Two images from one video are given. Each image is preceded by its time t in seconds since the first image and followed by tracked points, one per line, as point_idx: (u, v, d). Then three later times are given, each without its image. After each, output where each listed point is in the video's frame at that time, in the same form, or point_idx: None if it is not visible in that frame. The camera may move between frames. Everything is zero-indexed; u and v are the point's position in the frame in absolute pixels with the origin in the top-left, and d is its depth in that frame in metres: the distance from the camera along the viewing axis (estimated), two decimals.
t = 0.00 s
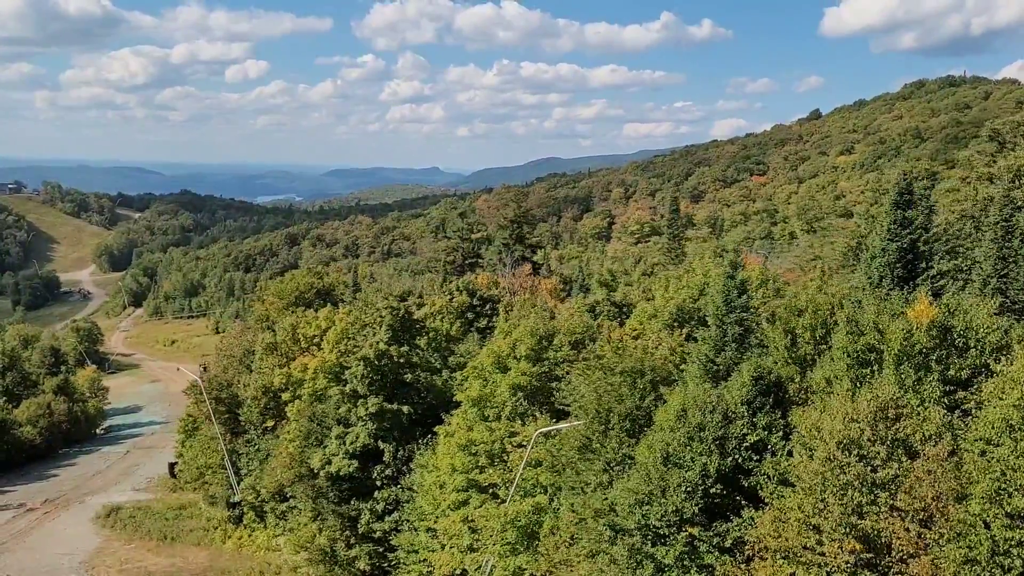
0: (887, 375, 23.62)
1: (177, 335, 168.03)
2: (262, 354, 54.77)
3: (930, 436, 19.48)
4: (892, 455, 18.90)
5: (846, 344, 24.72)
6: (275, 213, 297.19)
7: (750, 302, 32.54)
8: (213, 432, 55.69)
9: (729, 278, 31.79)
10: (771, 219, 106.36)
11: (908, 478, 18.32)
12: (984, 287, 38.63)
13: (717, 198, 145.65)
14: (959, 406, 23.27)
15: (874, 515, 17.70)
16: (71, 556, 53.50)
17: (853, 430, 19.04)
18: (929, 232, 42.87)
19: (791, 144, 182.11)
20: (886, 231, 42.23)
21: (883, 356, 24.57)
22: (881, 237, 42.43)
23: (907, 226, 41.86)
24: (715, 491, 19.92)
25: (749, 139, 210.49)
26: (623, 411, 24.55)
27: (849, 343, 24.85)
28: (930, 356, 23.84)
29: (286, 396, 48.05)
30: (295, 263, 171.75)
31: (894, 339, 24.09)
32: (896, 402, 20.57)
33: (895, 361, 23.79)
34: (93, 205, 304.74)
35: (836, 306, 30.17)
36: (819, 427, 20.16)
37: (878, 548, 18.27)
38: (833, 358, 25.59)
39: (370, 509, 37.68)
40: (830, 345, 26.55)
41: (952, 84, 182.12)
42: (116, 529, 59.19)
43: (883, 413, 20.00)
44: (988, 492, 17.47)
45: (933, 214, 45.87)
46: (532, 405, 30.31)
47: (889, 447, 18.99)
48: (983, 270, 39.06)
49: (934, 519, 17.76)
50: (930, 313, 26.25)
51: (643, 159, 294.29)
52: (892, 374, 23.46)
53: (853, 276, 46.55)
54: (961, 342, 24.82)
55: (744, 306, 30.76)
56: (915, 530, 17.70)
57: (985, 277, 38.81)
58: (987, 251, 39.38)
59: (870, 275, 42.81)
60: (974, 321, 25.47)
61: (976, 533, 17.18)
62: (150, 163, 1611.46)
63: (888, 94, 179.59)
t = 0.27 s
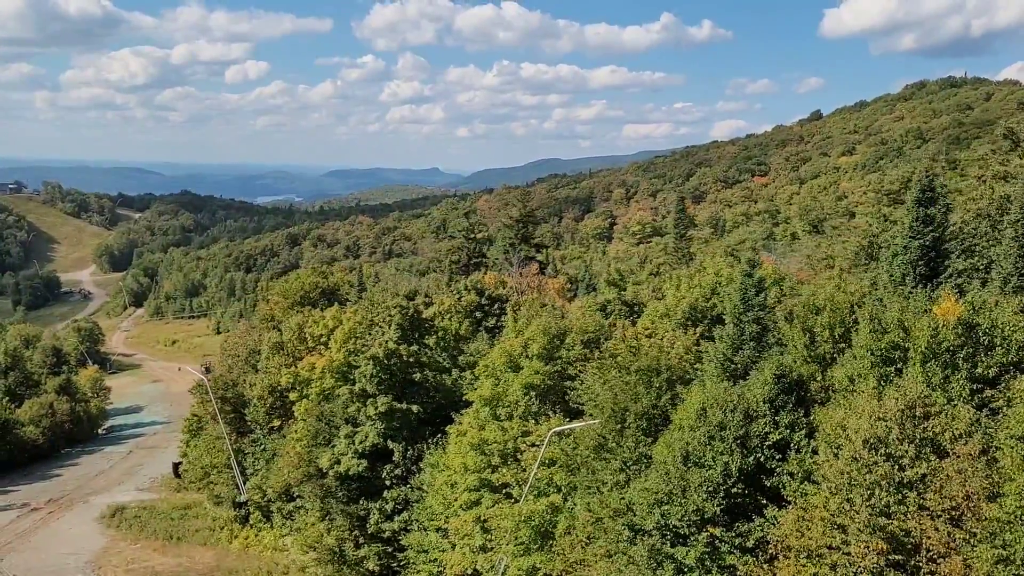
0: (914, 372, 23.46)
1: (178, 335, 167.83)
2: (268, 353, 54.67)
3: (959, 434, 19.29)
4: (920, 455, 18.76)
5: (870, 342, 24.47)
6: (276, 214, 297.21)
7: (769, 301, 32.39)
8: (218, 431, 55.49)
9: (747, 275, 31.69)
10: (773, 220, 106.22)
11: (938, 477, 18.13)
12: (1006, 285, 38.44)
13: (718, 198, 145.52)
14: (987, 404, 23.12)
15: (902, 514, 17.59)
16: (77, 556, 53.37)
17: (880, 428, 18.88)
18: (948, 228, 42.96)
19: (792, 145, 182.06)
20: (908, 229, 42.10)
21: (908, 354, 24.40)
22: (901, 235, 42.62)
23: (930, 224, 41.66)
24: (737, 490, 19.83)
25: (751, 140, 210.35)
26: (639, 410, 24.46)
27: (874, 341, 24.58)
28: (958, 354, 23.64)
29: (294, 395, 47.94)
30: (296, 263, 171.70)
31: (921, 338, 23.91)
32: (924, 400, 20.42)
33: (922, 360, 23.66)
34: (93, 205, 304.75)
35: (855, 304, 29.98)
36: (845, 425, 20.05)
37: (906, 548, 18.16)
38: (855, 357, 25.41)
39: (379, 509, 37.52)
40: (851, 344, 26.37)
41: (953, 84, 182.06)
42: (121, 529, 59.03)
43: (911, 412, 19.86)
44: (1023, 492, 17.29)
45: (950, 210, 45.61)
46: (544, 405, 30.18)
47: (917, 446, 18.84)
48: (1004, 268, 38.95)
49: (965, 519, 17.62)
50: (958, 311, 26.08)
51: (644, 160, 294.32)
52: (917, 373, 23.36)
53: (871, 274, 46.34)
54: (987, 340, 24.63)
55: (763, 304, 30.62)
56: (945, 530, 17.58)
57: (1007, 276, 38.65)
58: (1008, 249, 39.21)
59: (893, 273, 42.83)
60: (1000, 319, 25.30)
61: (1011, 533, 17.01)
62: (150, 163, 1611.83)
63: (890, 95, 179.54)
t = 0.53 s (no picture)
0: (942, 370, 23.27)
1: (181, 335, 167.89)
2: (276, 353, 54.60)
3: (993, 434, 19.01)
4: (955, 454, 18.50)
5: (897, 339, 24.19)
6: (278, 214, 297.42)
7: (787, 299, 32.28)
8: (226, 431, 55.29)
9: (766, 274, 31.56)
10: (776, 221, 106.10)
11: (971, 476, 17.88)
12: None
13: (721, 199, 145.23)
14: (1017, 403, 22.91)
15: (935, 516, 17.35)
16: (85, 556, 53.32)
17: (911, 427, 18.57)
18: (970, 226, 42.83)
19: (795, 146, 181.81)
20: (933, 226, 42.22)
21: (937, 352, 24.15)
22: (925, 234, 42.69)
23: (955, 221, 41.86)
24: (761, 490, 19.71)
25: (753, 141, 209.95)
26: (658, 408, 24.34)
27: (900, 339, 24.32)
28: (988, 353, 23.43)
29: (303, 394, 47.86)
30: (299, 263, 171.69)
31: (951, 337, 23.67)
32: (956, 398, 20.15)
33: (952, 357, 23.42)
34: (95, 205, 305.21)
35: (878, 303, 29.79)
36: (873, 424, 19.81)
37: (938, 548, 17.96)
38: (880, 355, 25.20)
39: (390, 509, 37.36)
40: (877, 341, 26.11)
41: (956, 85, 181.70)
42: (128, 529, 58.98)
43: (942, 410, 19.62)
44: None
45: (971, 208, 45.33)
46: (559, 404, 30.03)
47: (952, 446, 18.55)
48: None
49: (1000, 519, 17.41)
50: (989, 311, 25.86)
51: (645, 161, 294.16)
52: (946, 370, 23.15)
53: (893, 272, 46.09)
54: (1015, 339, 24.40)
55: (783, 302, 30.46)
56: (982, 531, 17.32)
57: None
58: None
59: (917, 271, 42.48)
60: None
61: None
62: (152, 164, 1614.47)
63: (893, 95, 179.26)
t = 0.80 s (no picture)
0: (969, 367, 23.35)
1: (183, 335, 167.83)
2: (283, 352, 54.49)
3: None
4: (986, 453, 18.30)
5: (924, 335, 24.17)
6: (278, 215, 297.37)
7: (807, 296, 32.28)
8: (232, 431, 55.19)
9: (785, 271, 31.51)
10: (777, 221, 105.90)
11: (1003, 475, 17.70)
12: None
13: (723, 199, 144.98)
14: None
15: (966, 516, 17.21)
16: (92, 556, 53.22)
17: (941, 425, 18.31)
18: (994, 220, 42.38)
19: (796, 146, 181.65)
20: (957, 223, 41.84)
21: (963, 349, 24.19)
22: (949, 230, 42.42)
23: (979, 218, 41.60)
24: (786, 489, 19.68)
25: (754, 141, 209.86)
26: (676, 406, 24.27)
27: (928, 335, 24.31)
28: (1016, 348, 23.64)
29: (311, 393, 47.74)
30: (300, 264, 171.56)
31: (980, 334, 23.79)
32: (986, 395, 19.93)
33: (981, 353, 23.62)
34: (95, 205, 305.09)
35: (899, 300, 29.82)
36: (901, 422, 19.68)
37: (969, 548, 17.86)
38: (905, 351, 25.21)
39: (401, 509, 37.22)
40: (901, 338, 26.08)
41: (957, 85, 181.55)
42: (134, 529, 58.88)
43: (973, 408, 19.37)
44: None
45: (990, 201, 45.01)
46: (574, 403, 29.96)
47: (983, 444, 18.35)
48: None
49: None
50: (1016, 307, 26.08)
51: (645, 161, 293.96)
52: (976, 366, 23.17)
53: (909, 270, 45.95)
54: None
55: (802, 300, 30.41)
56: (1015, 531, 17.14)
57: None
58: None
59: (941, 269, 41.96)
60: None
61: None
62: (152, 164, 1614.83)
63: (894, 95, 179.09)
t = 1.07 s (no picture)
0: (1002, 365, 22.98)
1: (189, 336, 168.13)
2: (293, 352, 54.47)
3: None
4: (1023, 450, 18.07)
5: (957, 332, 23.90)
6: (282, 216, 297.82)
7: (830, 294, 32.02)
8: (242, 431, 55.13)
9: (808, 269, 31.25)
10: (783, 221, 105.55)
11: None
12: None
13: (728, 199, 144.54)
14: None
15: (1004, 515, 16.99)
16: (103, 556, 53.26)
17: (977, 423, 18.11)
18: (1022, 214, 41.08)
19: (801, 146, 181.20)
20: (987, 219, 40.69)
21: (995, 346, 23.78)
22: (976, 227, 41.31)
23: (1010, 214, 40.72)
24: (813, 489, 19.60)
25: (759, 142, 209.41)
26: (698, 406, 24.16)
27: (960, 332, 24.07)
28: None
29: (323, 393, 47.68)
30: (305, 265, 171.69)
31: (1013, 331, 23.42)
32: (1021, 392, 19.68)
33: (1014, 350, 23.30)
34: (100, 207, 306.06)
35: (926, 299, 29.60)
36: (932, 421, 19.55)
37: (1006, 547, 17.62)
38: (937, 350, 24.93)
39: (414, 509, 37.05)
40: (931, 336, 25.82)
41: (963, 85, 180.87)
42: (144, 530, 58.91)
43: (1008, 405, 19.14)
44: None
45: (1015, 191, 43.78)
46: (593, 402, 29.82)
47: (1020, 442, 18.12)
48: None
49: None
50: None
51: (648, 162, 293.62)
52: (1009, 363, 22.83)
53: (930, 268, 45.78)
54: None
55: (825, 298, 30.13)
56: None
57: None
58: None
59: (970, 265, 41.06)
60: None
61: None
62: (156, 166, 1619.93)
63: (899, 95, 178.50)
